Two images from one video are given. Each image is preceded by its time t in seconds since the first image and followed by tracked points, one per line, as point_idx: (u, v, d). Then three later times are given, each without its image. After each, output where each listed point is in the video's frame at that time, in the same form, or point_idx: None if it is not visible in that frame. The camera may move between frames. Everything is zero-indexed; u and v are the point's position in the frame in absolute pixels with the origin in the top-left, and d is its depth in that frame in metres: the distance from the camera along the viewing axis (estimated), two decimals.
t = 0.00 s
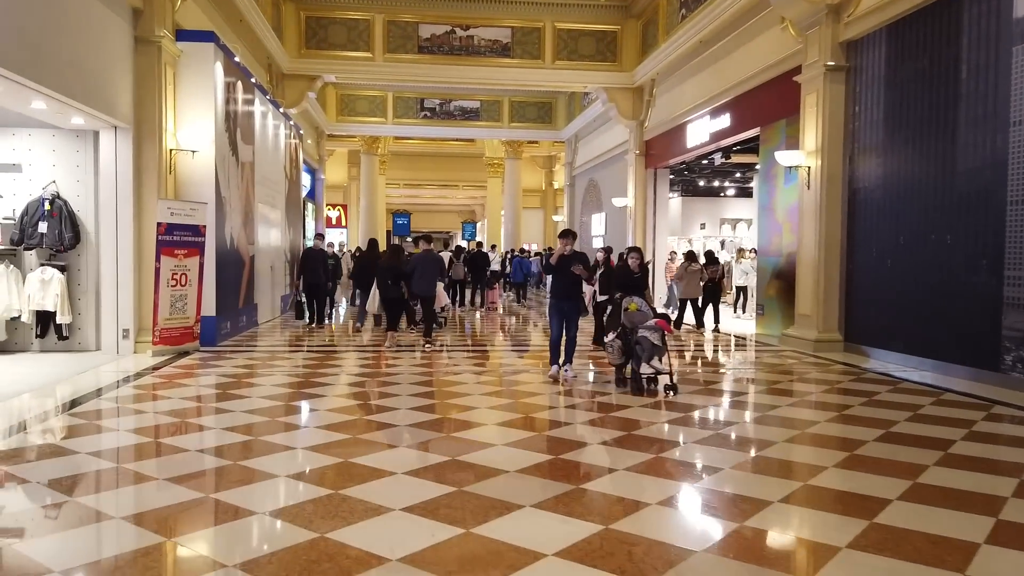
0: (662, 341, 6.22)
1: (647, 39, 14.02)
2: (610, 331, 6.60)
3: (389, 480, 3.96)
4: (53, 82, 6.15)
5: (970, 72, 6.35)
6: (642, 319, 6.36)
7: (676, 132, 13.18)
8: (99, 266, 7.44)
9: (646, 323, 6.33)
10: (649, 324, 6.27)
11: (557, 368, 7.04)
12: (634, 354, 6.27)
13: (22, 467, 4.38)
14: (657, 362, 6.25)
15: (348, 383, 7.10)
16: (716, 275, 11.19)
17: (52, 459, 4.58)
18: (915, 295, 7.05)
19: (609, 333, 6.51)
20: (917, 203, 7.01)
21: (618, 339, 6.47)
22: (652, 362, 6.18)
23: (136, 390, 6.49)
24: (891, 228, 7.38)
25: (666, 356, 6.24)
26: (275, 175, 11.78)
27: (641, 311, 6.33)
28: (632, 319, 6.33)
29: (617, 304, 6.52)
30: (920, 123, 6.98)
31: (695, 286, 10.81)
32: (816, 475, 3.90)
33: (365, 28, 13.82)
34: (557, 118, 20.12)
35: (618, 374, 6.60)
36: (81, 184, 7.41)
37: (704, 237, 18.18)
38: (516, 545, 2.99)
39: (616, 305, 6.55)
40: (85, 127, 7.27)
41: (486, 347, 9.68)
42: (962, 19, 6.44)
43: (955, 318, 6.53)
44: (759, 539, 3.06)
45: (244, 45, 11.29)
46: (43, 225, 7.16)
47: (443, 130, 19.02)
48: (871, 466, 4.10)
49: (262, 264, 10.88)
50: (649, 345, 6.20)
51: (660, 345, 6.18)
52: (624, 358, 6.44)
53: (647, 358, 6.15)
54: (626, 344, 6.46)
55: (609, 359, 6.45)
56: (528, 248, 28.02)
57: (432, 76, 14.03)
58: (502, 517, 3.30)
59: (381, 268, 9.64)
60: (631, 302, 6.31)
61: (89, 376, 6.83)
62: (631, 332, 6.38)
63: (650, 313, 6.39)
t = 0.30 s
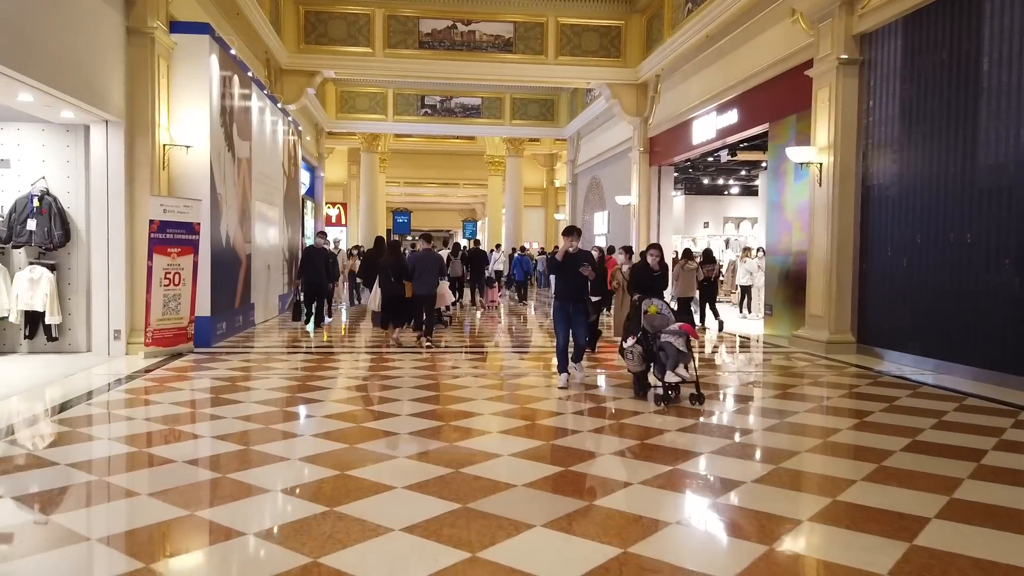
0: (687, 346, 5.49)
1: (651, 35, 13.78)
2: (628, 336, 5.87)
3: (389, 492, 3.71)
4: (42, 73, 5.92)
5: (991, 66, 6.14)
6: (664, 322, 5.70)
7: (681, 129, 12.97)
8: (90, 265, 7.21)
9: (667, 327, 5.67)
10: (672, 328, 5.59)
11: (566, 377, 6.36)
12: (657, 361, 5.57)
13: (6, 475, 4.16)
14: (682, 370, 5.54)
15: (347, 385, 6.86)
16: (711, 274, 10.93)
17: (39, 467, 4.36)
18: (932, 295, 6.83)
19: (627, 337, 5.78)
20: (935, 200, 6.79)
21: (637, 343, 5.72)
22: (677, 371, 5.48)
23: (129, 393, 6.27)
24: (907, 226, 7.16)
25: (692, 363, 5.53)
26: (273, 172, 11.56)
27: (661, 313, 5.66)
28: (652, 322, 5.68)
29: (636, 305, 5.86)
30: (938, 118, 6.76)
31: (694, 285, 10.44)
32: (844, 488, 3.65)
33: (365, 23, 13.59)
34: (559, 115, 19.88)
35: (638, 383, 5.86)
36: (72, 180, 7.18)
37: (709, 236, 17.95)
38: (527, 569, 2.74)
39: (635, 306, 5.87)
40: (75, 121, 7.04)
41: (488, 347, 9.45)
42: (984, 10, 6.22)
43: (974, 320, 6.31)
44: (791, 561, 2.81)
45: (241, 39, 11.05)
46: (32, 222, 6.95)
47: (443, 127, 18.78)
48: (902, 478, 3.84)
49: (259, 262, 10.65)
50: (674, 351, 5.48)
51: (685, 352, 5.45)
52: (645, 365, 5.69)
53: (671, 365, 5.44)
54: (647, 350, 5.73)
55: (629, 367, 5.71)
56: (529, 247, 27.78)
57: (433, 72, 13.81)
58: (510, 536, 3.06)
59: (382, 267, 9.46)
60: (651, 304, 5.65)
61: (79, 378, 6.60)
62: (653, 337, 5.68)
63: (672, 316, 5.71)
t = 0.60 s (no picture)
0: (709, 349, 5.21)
1: (653, 29, 13.56)
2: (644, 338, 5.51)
3: (379, 500, 3.48)
4: (25, 63, 5.69)
5: (1009, 56, 5.92)
6: (683, 324, 5.32)
7: (683, 125, 12.76)
8: (76, 262, 6.99)
9: (688, 329, 5.29)
10: (692, 330, 5.25)
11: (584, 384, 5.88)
12: (677, 366, 5.26)
13: None
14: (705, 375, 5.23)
15: (342, 384, 6.65)
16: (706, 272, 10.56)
17: (20, 471, 4.15)
18: (944, 294, 6.63)
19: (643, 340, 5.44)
20: (948, 196, 6.58)
21: (656, 346, 5.38)
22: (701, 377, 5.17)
23: (116, 394, 6.05)
24: (918, 222, 6.96)
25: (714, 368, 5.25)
26: (268, 168, 11.34)
27: (680, 315, 5.29)
28: (671, 325, 5.29)
29: (651, 307, 5.42)
30: (952, 111, 6.54)
31: (690, 283, 10.18)
32: (868, 497, 3.42)
33: (362, 16, 13.34)
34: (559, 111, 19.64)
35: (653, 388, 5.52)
36: (56, 175, 6.95)
37: (710, 233, 17.74)
38: None
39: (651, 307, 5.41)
40: (60, 113, 6.81)
41: (486, 346, 9.23)
42: None
43: (990, 320, 6.11)
44: None
45: (234, 32, 10.82)
46: (15, 218, 6.73)
47: (442, 123, 18.55)
48: (925, 487, 3.62)
49: (253, 259, 10.42)
50: (695, 355, 5.18)
51: (708, 357, 5.17)
52: (662, 370, 5.38)
53: (696, 371, 5.13)
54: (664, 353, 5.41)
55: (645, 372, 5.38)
56: (528, 244, 27.55)
57: (431, 67, 13.59)
58: (511, 553, 2.83)
59: (381, 263, 9.18)
60: (668, 305, 5.27)
61: (65, 378, 6.38)
62: (671, 339, 5.33)
63: (691, 317, 5.35)
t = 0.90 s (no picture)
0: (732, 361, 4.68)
1: (652, 25, 13.32)
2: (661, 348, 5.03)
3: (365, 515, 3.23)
4: None
5: None
6: (703, 333, 4.73)
7: (683, 123, 12.54)
8: (56, 265, 6.75)
9: (708, 338, 4.70)
10: (712, 340, 4.72)
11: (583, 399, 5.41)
12: (697, 379, 4.73)
13: None
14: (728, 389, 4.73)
15: (333, 388, 6.41)
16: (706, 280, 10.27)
17: None
18: (955, 296, 6.41)
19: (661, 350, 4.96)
20: (959, 195, 6.36)
21: (674, 358, 4.88)
22: (725, 392, 4.63)
23: (98, 399, 5.81)
24: (927, 222, 6.74)
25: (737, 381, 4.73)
26: (259, 168, 11.11)
27: (699, 323, 4.72)
28: (690, 334, 4.70)
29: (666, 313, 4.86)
30: (963, 107, 6.32)
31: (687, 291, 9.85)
32: (887, 513, 3.18)
33: (355, 12, 13.08)
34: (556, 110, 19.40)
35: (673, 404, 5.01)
36: (35, 174, 6.70)
37: (710, 233, 17.51)
38: None
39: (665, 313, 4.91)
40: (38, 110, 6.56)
41: (482, 349, 8.98)
42: None
43: (1003, 323, 5.89)
44: None
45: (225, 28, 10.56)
46: None
47: (438, 122, 18.30)
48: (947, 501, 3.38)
49: (243, 260, 10.17)
50: (717, 368, 4.65)
51: (731, 369, 4.64)
52: (682, 384, 4.88)
53: (716, 385, 4.61)
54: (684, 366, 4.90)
55: (664, 387, 4.90)
56: (526, 244, 27.29)
57: (425, 64, 13.34)
58: None
59: (379, 265, 9.00)
60: (685, 312, 4.73)
61: (44, 385, 6.14)
62: (690, 350, 4.81)
63: (712, 325, 4.76)
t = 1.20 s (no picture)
0: (770, 372, 4.04)
1: (654, 21, 13.11)
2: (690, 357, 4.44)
3: (364, 528, 3.01)
4: None
5: None
6: (734, 341, 4.22)
7: (685, 121, 12.33)
8: (40, 265, 6.51)
9: (740, 346, 4.18)
10: (747, 348, 4.09)
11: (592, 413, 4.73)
12: (731, 392, 4.11)
13: None
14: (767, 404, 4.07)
15: (329, 391, 6.19)
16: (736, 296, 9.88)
17: None
18: (972, 298, 6.20)
19: (689, 360, 4.38)
20: (976, 194, 6.15)
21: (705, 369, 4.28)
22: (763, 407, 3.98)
23: (86, 402, 5.58)
24: (941, 221, 6.53)
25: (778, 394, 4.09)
26: (253, 166, 10.89)
27: (730, 329, 4.21)
28: (720, 342, 4.20)
29: (693, 319, 4.35)
30: (980, 102, 6.11)
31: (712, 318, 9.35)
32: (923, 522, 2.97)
33: (352, 9, 12.86)
34: (556, 108, 19.18)
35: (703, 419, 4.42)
36: (20, 172, 6.43)
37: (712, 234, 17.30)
38: None
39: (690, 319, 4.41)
40: (23, 105, 6.32)
41: (481, 351, 8.74)
42: None
43: None
44: None
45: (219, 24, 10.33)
46: None
47: (437, 121, 18.07)
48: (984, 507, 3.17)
49: (238, 261, 9.95)
50: (753, 380, 4.01)
51: (769, 381, 3.99)
52: (713, 397, 4.34)
53: (752, 400, 3.96)
54: (715, 376, 4.35)
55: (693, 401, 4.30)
56: (525, 245, 27.08)
57: (424, 61, 13.13)
58: None
59: (380, 264, 8.71)
60: (714, 317, 4.24)
61: (30, 389, 5.91)
62: (723, 359, 4.22)
63: (743, 332, 4.26)
